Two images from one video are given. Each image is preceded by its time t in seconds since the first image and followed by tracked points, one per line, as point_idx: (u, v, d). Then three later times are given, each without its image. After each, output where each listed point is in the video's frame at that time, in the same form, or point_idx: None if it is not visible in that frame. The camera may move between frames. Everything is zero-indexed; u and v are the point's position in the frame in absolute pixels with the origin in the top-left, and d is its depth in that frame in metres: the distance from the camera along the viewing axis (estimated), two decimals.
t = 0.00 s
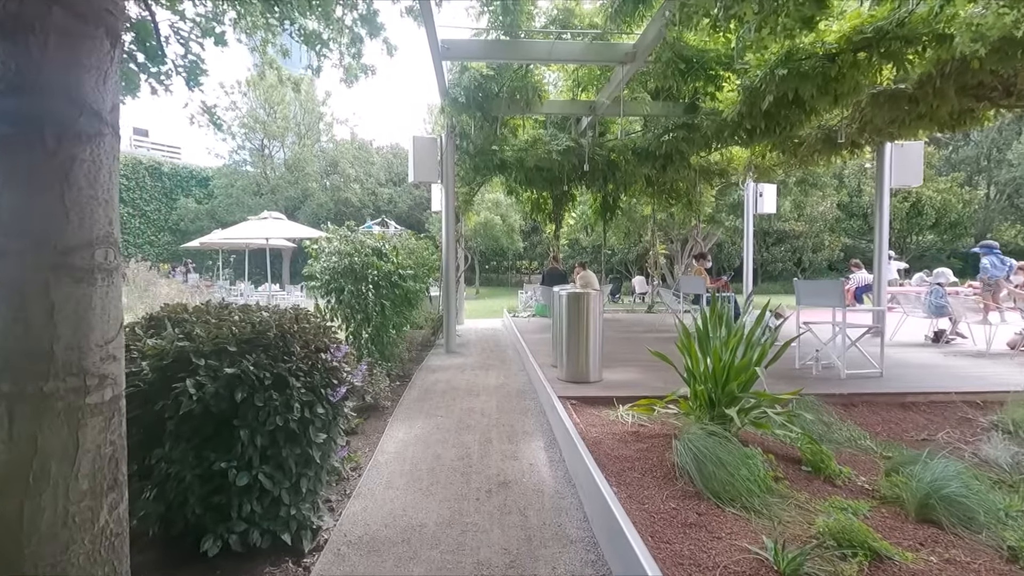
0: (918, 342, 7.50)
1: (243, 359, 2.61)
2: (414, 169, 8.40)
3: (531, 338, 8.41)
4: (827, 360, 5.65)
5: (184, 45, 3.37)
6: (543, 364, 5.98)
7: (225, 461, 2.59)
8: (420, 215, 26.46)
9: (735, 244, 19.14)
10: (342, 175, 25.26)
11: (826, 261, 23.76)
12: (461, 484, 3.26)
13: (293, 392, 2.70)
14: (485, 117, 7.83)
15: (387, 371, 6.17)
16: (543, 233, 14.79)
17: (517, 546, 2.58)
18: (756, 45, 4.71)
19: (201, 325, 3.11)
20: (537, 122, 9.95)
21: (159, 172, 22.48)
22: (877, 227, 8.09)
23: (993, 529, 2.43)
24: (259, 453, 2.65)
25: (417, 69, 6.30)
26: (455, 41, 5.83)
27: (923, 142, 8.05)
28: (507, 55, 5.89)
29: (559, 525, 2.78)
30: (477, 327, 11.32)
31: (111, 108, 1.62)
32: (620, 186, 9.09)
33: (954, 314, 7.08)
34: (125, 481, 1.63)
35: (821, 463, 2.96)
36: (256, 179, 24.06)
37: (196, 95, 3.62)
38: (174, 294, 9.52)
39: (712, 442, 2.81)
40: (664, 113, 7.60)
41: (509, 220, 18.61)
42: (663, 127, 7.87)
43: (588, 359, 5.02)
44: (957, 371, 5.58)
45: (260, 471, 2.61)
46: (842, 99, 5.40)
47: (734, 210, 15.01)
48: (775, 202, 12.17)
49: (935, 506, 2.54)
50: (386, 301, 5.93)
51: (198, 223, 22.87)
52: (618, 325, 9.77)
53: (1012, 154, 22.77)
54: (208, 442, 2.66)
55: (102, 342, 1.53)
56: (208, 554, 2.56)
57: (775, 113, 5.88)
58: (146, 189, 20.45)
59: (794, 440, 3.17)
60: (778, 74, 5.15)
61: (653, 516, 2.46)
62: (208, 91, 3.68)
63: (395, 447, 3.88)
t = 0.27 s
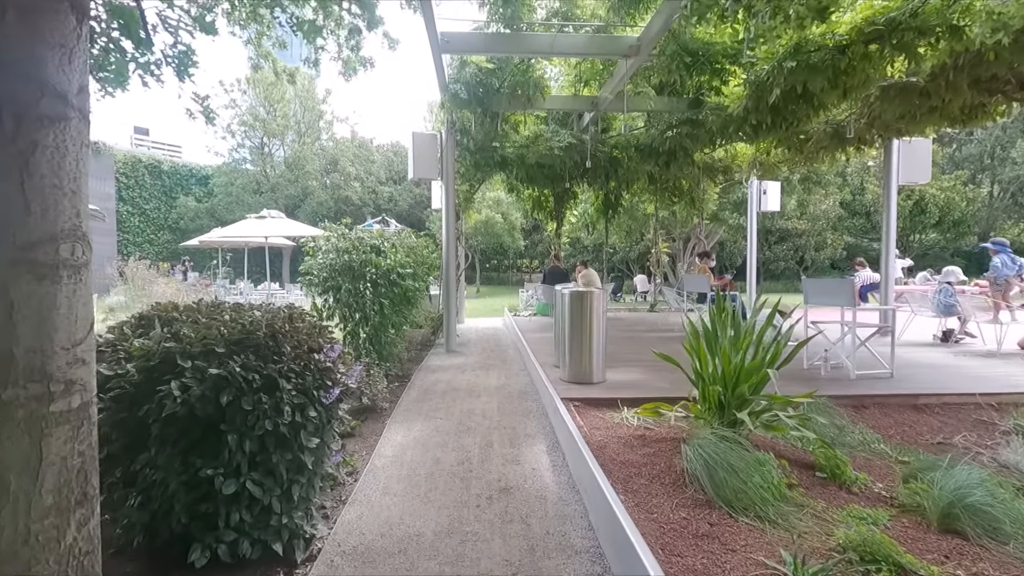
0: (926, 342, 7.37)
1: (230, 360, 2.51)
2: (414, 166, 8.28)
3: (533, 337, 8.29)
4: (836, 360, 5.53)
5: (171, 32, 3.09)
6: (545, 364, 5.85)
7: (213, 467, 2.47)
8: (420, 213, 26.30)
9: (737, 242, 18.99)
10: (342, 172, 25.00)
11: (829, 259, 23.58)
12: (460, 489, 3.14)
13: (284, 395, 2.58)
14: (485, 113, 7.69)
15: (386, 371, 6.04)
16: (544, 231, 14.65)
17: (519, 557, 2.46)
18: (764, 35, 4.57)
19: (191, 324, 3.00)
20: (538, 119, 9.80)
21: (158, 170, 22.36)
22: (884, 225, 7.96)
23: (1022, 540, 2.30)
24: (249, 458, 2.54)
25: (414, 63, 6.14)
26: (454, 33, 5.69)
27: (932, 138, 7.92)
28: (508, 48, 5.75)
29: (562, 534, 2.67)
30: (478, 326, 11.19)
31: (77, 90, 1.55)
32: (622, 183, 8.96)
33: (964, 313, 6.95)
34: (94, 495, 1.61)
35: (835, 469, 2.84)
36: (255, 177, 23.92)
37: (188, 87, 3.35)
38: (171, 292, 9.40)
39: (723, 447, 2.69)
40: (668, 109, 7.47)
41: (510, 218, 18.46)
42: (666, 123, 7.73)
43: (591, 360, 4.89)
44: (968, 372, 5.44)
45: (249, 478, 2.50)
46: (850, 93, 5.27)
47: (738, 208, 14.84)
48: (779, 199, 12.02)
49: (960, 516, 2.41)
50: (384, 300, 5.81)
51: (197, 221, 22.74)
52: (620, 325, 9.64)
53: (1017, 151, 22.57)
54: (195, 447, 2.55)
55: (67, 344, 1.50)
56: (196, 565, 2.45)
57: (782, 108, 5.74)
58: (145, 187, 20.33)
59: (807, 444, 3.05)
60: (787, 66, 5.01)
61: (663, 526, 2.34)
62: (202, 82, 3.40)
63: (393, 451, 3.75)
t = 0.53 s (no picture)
0: (935, 341, 7.24)
1: (218, 361, 2.39)
2: (413, 162, 8.15)
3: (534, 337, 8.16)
4: (845, 360, 5.40)
5: (161, 21, 3.20)
6: (547, 364, 5.73)
7: (199, 474, 2.35)
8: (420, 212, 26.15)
9: (739, 241, 18.86)
10: (342, 171, 24.82)
11: (831, 258, 23.44)
12: (460, 495, 3.02)
13: (274, 397, 2.46)
14: (485, 108, 7.57)
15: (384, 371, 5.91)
16: (545, 229, 14.51)
17: (523, 568, 2.33)
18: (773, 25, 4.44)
19: (178, 324, 2.89)
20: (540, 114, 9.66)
21: (156, 168, 22.25)
22: (892, 222, 7.82)
23: None
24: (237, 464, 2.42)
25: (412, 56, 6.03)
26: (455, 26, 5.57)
27: (940, 134, 7.79)
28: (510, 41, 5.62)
29: (568, 543, 2.54)
30: (478, 325, 11.07)
31: (35, 67, 1.77)
32: (624, 180, 8.83)
33: (974, 312, 6.82)
34: (58, 509, 1.83)
35: (853, 475, 2.72)
36: (254, 176, 23.79)
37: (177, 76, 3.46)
38: (167, 291, 9.28)
39: (736, 452, 2.56)
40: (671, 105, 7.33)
41: (510, 217, 18.32)
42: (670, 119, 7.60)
43: (595, 360, 4.76)
44: (980, 371, 5.32)
45: (237, 485, 2.37)
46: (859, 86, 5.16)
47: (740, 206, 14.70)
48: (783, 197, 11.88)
49: (990, 526, 2.28)
50: (383, 299, 5.68)
51: (196, 220, 22.63)
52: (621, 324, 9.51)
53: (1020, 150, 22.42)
54: (181, 452, 2.43)
55: (27, 342, 1.71)
56: None
57: (789, 101, 5.61)
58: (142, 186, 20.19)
59: (822, 449, 2.92)
60: (796, 59, 4.88)
61: (675, 537, 2.22)
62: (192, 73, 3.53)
63: (391, 454, 3.63)
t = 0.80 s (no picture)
0: (942, 341, 7.13)
1: (207, 365, 2.28)
2: (412, 160, 8.04)
3: (535, 337, 8.05)
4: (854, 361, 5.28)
5: (149, 10, 3.23)
6: (549, 365, 5.61)
7: (186, 486, 2.24)
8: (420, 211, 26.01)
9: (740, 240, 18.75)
10: (341, 170, 24.64)
11: (832, 257, 23.33)
12: (460, 503, 2.90)
13: (266, 403, 2.34)
14: (485, 105, 7.46)
15: (382, 372, 5.80)
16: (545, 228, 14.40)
17: None
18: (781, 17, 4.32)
19: (167, 325, 2.78)
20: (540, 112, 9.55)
21: (154, 167, 22.13)
22: (898, 221, 7.70)
23: None
24: (227, 474, 2.30)
25: (408, 51, 5.92)
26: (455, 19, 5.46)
27: (947, 132, 7.68)
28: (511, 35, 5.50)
29: (573, 555, 2.43)
30: (478, 325, 10.97)
31: None
32: (626, 178, 8.72)
33: (982, 312, 6.70)
34: (18, 533, 1.77)
35: (871, 483, 2.60)
36: (252, 174, 23.66)
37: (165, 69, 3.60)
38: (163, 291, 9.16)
39: (750, 460, 2.45)
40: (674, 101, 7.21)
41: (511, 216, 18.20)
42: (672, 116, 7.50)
43: (599, 361, 4.64)
44: (992, 373, 5.21)
45: (227, 496, 2.25)
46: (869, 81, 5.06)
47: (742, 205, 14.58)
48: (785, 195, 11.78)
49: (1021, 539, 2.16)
50: (381, 298, 5.56)
51: (195, 219, 22.53)
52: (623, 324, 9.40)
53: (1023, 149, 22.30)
54: (168, 462, 2.32)
55: None
56: None
57: (796, 97, 5.50)
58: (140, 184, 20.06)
59: (838, 456, 2.81)
60: (804, 52, 4.78)
61: (688, 551, 2.10)
62: (180, 68, 3.71)
63: (389, 460, 3.51)
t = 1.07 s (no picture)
0: (953, 343, 6.99)
1: (195, 375, 2.14)
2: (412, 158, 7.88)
3: (537, 338, 7.91)
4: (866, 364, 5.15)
5: None
6: (552, 368, 5.48)
7: (171, 505, 2.10)
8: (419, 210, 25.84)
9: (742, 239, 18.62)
10: (340, 168, 24.45)
11: (834, 257, 23.21)
12: (463, 517, 2.77)
13: (258, 415, 2.20)
14: (486, 101, 7.32)
15: (381, 375, 5.65)
16: (546, 227, 14.26)
17: None
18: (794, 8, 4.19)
19: (153, 330, 2.64)
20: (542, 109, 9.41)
21: (152, 165, 21.99)
22: (907, 220, 7.57)
23: None
24: (216, 490, 2.17)
25: (406, 45, 5.81)
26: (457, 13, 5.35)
27: (956, 129, 7.56)
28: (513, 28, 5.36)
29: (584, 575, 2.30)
30: (478, 325, 10.83)
31: None
32: (629, 177, 8.59)
33: (994, 313, 6.57)
34: None
35: (897, 498, 2.47)
36: (251, 173, 23.48)
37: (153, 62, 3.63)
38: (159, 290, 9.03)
39: (771, 474, 2.31)
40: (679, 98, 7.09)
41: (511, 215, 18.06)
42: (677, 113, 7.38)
43: (604, 365, 4.50)
44: (1008, 376, 5.07)
45: (215, 515, 2.12)
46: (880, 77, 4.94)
47: (745, 204, 14.44)
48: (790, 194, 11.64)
49: None
50: (380, 300, 5.42)
51: (193, 218, 22.39)
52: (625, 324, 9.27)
53: None
54: (153, 476, 2.18)
55: None
56: None
57: (805, 92, 5.36)
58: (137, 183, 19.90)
59: (861, 468, 2.67)
60: (817, 45, 4.63)
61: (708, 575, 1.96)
62: (167, 62, 3.74)
63: (388, 469, 3.38)
